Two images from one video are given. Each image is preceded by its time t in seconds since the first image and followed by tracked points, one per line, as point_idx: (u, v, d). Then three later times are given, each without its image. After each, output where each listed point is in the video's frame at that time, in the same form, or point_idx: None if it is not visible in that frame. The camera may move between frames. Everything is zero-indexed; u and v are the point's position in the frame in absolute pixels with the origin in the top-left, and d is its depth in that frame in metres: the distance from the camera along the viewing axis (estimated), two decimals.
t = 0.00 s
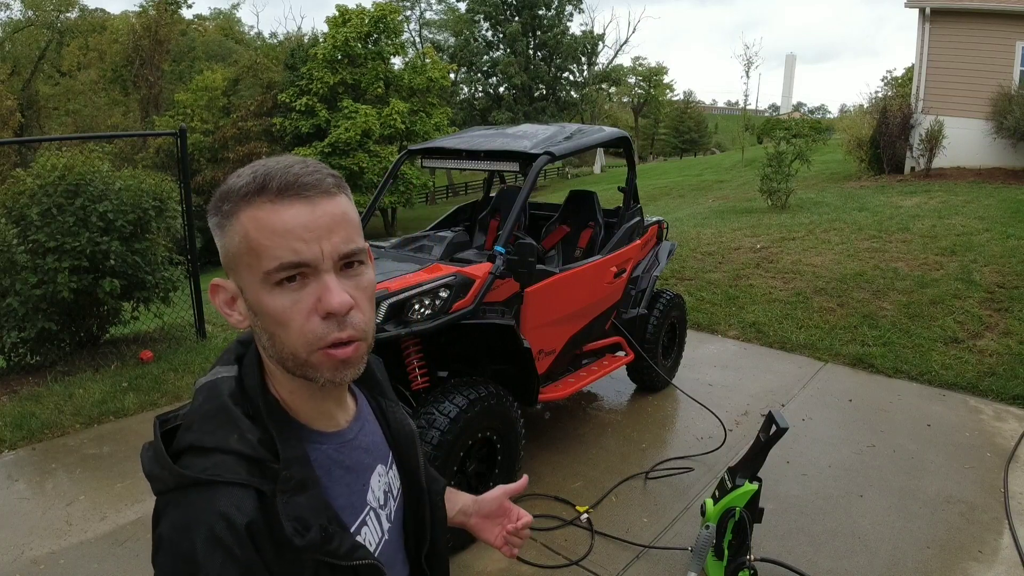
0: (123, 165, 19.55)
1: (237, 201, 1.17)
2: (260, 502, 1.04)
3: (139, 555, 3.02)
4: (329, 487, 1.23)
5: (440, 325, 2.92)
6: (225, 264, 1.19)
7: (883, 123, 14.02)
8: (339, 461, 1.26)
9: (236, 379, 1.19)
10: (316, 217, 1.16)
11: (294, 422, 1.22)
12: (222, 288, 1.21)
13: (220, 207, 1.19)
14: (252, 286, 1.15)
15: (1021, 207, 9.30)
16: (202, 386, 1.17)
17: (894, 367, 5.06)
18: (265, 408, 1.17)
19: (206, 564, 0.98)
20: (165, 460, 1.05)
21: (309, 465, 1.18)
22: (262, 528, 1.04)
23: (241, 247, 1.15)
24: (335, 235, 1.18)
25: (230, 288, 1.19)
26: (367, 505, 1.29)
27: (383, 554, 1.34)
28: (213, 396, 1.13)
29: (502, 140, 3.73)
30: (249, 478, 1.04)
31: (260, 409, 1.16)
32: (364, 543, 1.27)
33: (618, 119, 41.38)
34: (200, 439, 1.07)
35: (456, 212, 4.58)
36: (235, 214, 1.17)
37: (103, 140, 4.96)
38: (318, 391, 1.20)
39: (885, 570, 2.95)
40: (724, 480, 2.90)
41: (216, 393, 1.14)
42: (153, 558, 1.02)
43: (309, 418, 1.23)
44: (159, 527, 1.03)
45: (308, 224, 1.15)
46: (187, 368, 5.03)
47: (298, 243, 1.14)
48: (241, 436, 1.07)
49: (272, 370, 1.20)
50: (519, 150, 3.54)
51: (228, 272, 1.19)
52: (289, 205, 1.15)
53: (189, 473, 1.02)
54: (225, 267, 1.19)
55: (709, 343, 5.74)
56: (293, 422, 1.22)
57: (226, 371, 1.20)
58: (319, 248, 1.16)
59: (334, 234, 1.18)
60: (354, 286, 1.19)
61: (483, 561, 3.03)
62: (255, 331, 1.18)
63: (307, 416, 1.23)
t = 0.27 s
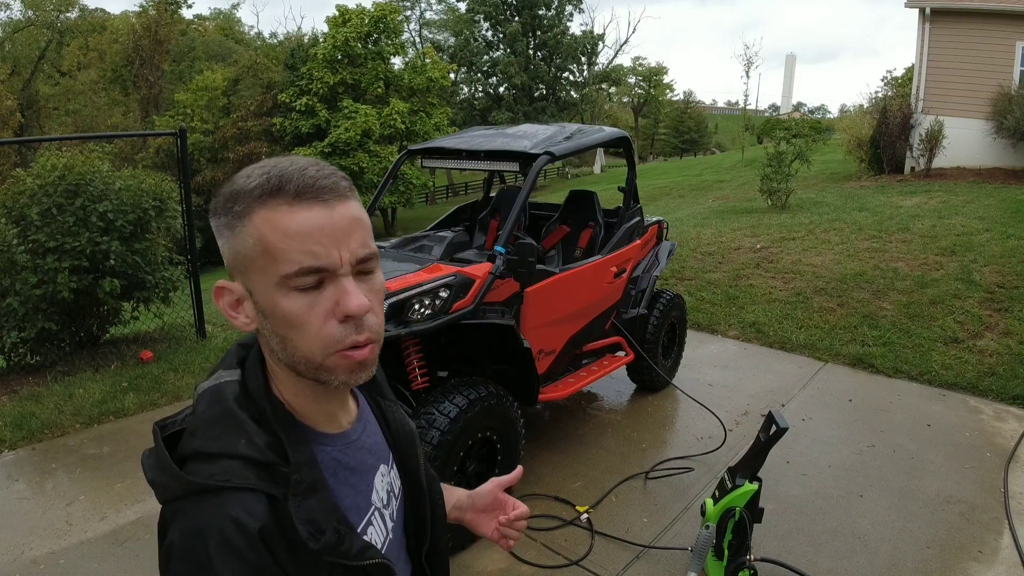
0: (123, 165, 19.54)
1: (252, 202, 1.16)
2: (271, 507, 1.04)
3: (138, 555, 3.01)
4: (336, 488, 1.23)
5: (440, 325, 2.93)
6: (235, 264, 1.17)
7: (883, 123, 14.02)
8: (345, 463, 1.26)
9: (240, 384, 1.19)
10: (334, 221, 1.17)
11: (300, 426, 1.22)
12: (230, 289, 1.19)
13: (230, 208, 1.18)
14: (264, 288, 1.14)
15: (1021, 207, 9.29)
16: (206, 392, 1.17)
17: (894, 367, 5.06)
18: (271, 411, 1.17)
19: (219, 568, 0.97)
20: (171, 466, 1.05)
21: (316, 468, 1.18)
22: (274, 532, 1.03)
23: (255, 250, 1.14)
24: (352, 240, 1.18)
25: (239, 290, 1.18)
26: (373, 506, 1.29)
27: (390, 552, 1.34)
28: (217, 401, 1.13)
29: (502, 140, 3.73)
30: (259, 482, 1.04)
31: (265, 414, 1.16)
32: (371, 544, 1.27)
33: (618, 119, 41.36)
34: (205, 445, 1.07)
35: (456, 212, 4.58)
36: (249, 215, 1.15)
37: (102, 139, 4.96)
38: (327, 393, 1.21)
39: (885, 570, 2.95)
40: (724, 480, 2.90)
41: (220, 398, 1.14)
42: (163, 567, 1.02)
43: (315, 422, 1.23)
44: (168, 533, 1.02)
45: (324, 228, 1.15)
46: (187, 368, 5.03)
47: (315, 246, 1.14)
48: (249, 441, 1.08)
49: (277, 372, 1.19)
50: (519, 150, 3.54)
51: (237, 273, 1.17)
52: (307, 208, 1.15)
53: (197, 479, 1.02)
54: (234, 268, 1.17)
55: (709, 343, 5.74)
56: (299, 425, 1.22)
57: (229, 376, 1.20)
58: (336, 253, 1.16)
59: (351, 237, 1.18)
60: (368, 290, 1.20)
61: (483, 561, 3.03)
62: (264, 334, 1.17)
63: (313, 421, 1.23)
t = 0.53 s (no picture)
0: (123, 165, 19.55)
1: (362, 199, 1.20)
2: (283, 522, 1.03)
3: (138, 555, 3.01)
4: (341, 495, 1.23)
5: (440, 325, 2.93)
6: (339, 258, 1.16)
7: (883, 123, 14.03)
8: (348, 468, 1.26)
9: (242, 396, 1.15)
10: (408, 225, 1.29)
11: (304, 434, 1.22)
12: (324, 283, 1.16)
13: (342, 204, 1.18)
14: (376, 281, 1.19)
15: (1021, 207, 9.30)
16: (204, 405, 1.13)
17: (894, 367, 5.06)
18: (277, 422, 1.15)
19: None
20: (178, 486, 1.02)
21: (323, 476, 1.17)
22: (290, 547, 1.02)
23: (372, 245, 1.18)
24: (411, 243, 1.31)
25: (339, 285, 1.17)
26: (376, 509, 1.29)
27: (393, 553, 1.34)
28: (220, 416, 1.10)
29: (503, 140, 3.73)
30: (270, 497, 1.02)
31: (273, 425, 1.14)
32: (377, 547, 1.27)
33: (618, 119, 41.37)
34: (210, 462, 1.03)
35: (456, 212, 4.58)
36: (359, 211, 1.18)
37: (103, 140, 4.96)
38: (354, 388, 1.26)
39: (885, 570, 2.95)
40: (724, 480, 2.90)
41: (222, 411, 1.10)
42: None
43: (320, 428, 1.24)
44: (177, 554, 1.00)
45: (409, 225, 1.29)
46: (187, 368, 5.03)
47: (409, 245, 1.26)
48: (256, 456, 1.05)
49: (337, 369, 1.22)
50: (519, 150, 3.54)
51: (341, 268, 1.17)
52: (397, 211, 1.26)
53: (207, 498, 0.99)
54: (334, 263, 1.16)
55: (709, 343, 5.74)
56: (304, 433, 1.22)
57: (227, 388, 1.16)
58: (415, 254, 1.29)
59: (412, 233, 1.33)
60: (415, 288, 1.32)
61: (483, 561, 3.03)
62: (357, 327, 1.20)
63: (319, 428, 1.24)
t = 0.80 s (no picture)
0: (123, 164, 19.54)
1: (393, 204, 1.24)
2: (295, 527, 1.03)
3: (138, 555, 3.01)
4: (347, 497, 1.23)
5: (440, 326, 2.93)
6: (375, 261, 1.18)
7: (883, 123, 14.03)
8: (352, 470, 1.26)
9: (247, 402, 1.14)
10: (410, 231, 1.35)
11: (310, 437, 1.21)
12: (359, 284, 1.17)
13: (378, 208, 1.20)
14: (399, 285, 1.23)
15: (1022, 207, 9.29)
16: (208, 412, 1.11)
17: (895, 367, 5.06)
18: (284, 426, 1.14)
19: None
20: (186, 495, 1.01)
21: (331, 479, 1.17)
22: (303, 554, 1.02)
23: (400, 249, 1.22)
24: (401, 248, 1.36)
25: (372, 287, 1.19)
26: (379, 509, 1.29)
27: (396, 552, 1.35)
28: (226, 421, 1.09)
29: (502, 140, 3.73)
30: (282, 502, 1.03)
31: (281, 430, 1.13)
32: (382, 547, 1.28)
33: (618, 119, 41.34)
34: (219, 469, 1.03)
35: (456, 212, 4.58)
36: (391, 217, 1.22)
37: (103, 140, 4.96)
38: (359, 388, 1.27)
39: (885, 570, 2.95)
40: (724, 480, 2.90)
41: (227, 418, 1.09)
42: None
43: (325, 431, 1.24)
44: (187, 564, 0.99)
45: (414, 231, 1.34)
46: (187, 368, 5.03)
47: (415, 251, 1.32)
48: (265, 461, 1.05)
49: (348, 370, 1.23)
50: (519, 150, 3.54)
51: (375, 271, 1.19)
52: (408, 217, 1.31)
53: (217, 507, 0.99)
54: (370, 266, 1.17)
55: (709, 343, 5.74)
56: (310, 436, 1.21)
57: (230, 393, 1.15)
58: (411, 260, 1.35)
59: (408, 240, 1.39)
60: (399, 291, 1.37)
61: (483, 561, 3.03)
62: (378, 328, 1.22)
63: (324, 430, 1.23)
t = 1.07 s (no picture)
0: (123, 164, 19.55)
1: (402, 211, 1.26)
2: (296, 530, 1.03)
3: (138, 555, 3.01)
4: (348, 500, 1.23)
5: (440, 325, 2.93)
6: (386, 264, 1.20)
7: (883, 123, 14.04)
8: (351, 472, 1.26)
9: (246, 403, 1.14)
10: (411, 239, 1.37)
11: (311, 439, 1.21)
12: (370, 287, 1.18)
13: (392, 214, 1.22)
14: (405, 289, 1.25)
15: (1021, 207, 9.29)
16: (207, 415, 1.11)
17: (894, 367, 5.06)
18: (286, 427, 1.13)
19: None
20: (186, 499, 1.01)
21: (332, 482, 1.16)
22: (305, 557, 1.02)
23: (408, 254, 1.25)
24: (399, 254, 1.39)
25: (383, 290, 1.20)
26: (379, 511, 1.29)
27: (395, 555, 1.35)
28: (224, 424, 1.09)
29: (502, 140, 3.73)
30: (282, 505, 1.03)
31: (282, 431, 1.12)
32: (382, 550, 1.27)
33: (618, 119, 41.35)
34: (219, 472, 1.03)
35: (456, 212, 4.58)
36: (402, 223, 1.24)
37: (103, 140, 4.96)
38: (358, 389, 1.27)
39: (885, 570, 2.95)
40: (724, 480, 2.90)
41: (226, 421, 1.09)
42: None
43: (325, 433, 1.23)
44: (187, 568, 1.00)
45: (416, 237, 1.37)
46: (186, 368, 5.03)
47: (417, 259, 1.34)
48: (266, 464, 1.05)
49: (349, 373, 1.23)
50: (519, 150, 3.54)
51: (385, 275, 1.20)
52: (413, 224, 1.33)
53: (218, 510, 0.99)
54: (382, 269, 1.19)
55: (709, 343, 5.74)
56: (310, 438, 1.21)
57: (230, 396, 1.14)
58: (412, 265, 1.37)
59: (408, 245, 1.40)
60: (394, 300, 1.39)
61: (483, 561, 3.03)
62: (384, 331, 1.24)
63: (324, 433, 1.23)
